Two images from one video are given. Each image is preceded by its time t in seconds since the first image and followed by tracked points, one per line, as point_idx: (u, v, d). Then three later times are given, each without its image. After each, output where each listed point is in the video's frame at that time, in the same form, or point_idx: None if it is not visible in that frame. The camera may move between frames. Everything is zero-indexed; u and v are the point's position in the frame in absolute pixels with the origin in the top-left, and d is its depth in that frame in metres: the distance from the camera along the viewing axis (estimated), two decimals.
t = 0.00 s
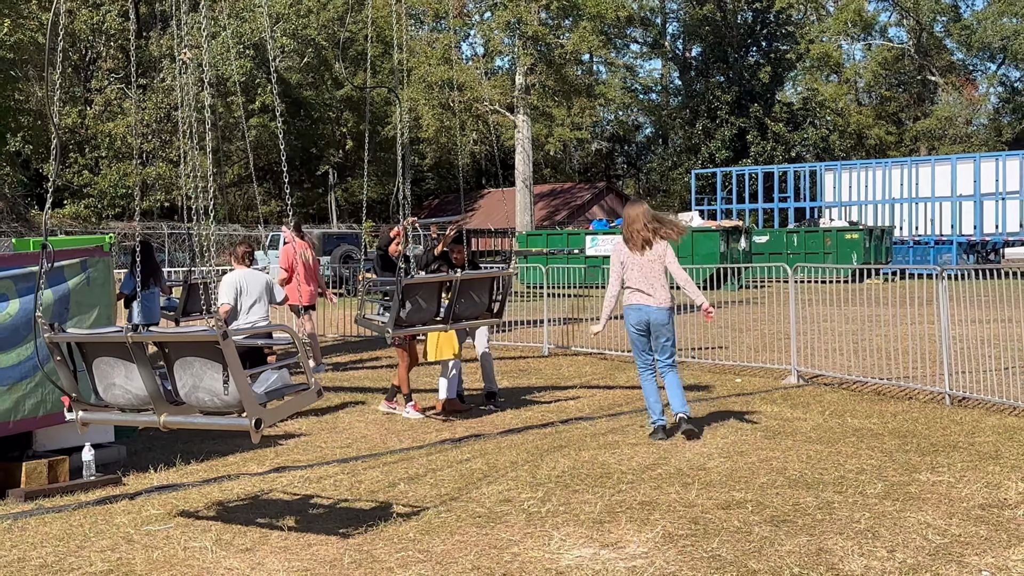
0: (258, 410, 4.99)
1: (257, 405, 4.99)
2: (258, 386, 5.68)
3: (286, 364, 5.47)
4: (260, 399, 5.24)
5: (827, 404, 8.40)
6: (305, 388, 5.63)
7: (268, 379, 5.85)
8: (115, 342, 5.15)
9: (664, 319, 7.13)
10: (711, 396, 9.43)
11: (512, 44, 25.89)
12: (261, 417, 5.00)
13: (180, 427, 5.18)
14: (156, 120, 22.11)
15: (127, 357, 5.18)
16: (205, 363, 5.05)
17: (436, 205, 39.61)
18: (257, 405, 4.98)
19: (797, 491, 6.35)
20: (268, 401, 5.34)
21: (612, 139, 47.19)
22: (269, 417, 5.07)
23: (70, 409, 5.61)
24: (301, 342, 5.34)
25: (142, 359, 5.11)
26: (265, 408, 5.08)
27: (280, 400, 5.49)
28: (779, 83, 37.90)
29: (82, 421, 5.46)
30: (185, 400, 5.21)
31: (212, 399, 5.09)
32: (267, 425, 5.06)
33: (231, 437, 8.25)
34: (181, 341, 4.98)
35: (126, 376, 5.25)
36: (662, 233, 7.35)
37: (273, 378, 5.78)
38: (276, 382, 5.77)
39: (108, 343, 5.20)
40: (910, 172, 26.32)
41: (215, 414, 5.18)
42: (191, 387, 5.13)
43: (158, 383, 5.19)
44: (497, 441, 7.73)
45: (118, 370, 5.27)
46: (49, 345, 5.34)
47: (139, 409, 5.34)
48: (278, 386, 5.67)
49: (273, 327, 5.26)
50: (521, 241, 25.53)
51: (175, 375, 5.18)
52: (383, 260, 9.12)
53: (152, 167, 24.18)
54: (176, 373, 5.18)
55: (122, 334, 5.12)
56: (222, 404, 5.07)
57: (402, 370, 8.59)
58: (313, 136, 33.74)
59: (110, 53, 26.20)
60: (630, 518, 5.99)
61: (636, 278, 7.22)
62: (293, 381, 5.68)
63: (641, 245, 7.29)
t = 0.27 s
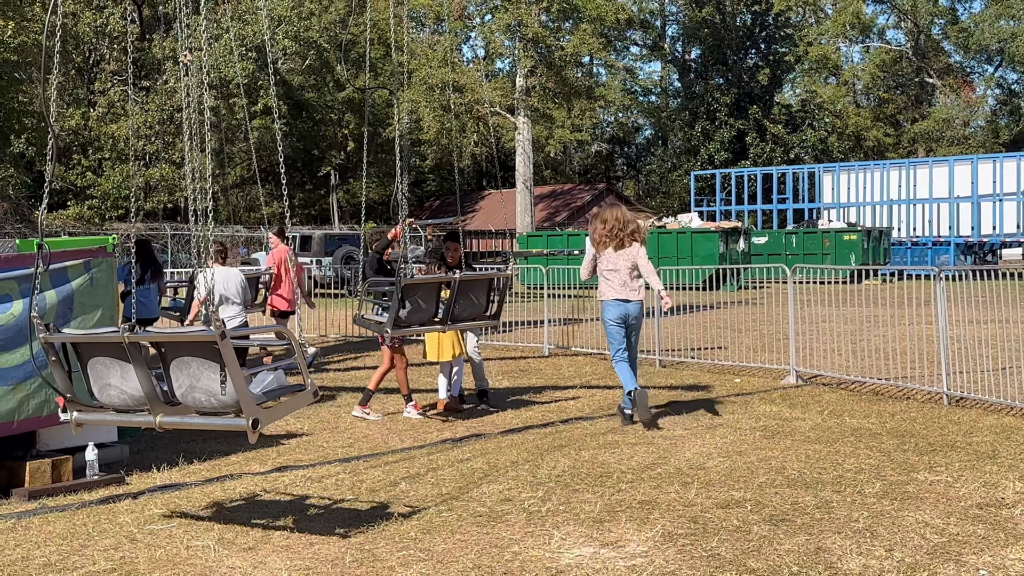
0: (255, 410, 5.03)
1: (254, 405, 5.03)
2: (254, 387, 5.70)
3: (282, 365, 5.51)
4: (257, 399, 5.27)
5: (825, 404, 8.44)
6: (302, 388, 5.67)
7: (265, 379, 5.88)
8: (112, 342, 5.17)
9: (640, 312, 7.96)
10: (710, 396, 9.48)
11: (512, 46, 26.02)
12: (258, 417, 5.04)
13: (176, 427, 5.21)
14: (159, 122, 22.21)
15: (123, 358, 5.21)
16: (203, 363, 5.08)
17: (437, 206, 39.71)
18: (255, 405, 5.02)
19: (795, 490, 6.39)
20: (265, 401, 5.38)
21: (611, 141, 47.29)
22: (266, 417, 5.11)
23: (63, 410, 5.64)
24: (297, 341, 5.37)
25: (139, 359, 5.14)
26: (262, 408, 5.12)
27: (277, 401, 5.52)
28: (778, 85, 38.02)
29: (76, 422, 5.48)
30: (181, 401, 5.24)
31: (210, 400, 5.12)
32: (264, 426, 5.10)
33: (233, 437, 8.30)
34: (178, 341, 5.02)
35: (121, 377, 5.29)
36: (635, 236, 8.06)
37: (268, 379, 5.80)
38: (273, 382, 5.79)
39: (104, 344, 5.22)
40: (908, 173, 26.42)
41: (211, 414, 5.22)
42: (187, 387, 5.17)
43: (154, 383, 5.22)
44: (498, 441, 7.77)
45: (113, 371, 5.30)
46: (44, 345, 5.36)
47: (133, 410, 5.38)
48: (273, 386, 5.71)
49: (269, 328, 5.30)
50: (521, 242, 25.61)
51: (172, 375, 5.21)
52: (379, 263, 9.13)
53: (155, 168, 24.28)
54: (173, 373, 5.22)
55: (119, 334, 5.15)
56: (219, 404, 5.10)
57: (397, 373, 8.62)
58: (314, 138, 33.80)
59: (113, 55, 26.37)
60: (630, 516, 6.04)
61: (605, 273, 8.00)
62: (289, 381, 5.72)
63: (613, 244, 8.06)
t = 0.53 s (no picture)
0: (255, 410, 5.05)
1: (255, 404, 5.05)
2: (253, 387, 5.71)
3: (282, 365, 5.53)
4: (257, 399, 5.29)
5: (825, 404, 8.46)
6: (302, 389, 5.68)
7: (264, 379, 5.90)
8: (112, 342, 5.19)
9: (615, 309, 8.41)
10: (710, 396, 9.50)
11: (513, 47, 26.03)
12: (259, 417, 5.06)
13: (176, 427, 5.23)
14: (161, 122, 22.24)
15: (123, 358, 5.23)
16: (203, 363, 5.10)
17: (437, 207, 39.74)
18: (255, 405, 5.05)
19: (795, 490, 6.41)
20: (265, 402, 5.40)
21: (612, 142, 47.33)
22: (266, 417, 5.13)
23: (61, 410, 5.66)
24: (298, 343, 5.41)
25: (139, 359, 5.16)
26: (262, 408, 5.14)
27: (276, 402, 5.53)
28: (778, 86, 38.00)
29: (75, 422, 5.50)
30: (181, 401, 5.26)
31: (210, 400, 5.14)
32: (264, 426, 5.12)
33: (235, 437, 8.33)
34: (178, 341, 5.03)
35: (121, 377, 5.31)
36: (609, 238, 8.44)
37: (268, 379, 5.80)
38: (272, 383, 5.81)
39: (104, 344, 5.24)
40: (907, 174, 26.50)
41: (211, 415, 5.24)
42: (187, 387, 5.19)
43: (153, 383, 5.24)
44: (498, 440, 7.79)
45: (113, 371, 5.32)
46: (43, 345, 5.38)
47: (133, 410, 5.40)
48: (273, 386, 5.73)
49: (270, 328, 5.31)
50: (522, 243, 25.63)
51: (172, 375, 5.23)
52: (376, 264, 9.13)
53: (157, 168, 24.30)
54: (173, 373, 5.23)
55: (119, 334, 5.17)
56: (219, 404, 5.12)
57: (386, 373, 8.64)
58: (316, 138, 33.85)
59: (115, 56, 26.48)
60: (630, 516, 6.06)
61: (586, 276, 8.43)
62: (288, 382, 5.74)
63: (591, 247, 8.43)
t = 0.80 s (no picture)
0: (260, 410, 5.06)
1: (260, 405, 5.07)
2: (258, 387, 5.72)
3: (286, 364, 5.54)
4: (262, 399, 5.31)
5: (824, 404, 8.47)
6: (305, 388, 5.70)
7: (268, 379, 5.92)
8: (117, 342, 5.20)
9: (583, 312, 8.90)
10: (710, 396, 9.51)
11: (513, 48, 26.04)
12: (264, 417, 5.08)
13: (181, 427, 5.25)
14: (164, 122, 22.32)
15: (128, 358, 5.23)
16: (208, 364, 5.12)
17: (438, 207, 39.78)
18: (260, 405, 5.06)
19: (796, 490, 6.42)
20: (269, 402, 5.41)
21: (612, 142, 47.34)
22: (271, 416, 5.15)
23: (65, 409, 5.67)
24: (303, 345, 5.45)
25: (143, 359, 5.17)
26: (266, 408, 5.14)
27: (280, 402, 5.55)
28: (778, 86, 38.04)
29: (80, 421, 5.51)
30: (186, 401, 5.28)
31: (214, 400, 5.15)
32: (269, 425, 5.14)
33: (236, 437, 8.35)
34: (184, 342, 5.05)
35: (126, 377, 5.31)
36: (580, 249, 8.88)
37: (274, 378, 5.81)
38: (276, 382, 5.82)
39: (109, 344, 5.25)
40: (907, 175, 26.49)
41: (216, 414, 5.25)
42: (193, 387, 5.21)
43: (159, 384, 5.25)
44: (499, 440, 7.81)
45: (117, 371, 5.33)
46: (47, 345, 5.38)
47: (138, 409, 5.40)
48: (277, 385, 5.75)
49: (274, 328, 5.33)
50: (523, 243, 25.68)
51: (177, 375, 5.25)
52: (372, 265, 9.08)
53: (158, 169, 24.37)
54: (178, 373, 5.25)
55: (123, 334, 5.17)
56: (224, 404, 5.14)
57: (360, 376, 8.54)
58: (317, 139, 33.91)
59: (116, 57, 26.53)
60: (631, 516, 6.08)
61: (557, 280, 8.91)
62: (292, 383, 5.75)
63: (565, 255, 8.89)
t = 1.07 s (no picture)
0: (269, 409, 5.06)
1: (268, 404, 5.06)
2: (266, 387, 5.73)
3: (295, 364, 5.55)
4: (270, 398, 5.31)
5: (825, 405, 8.49)
6: (314, 388, 5.70)
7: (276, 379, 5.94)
8: (127, 343, 5.23)
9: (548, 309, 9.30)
10: (710, 397, 9.52)
11: (514, 50, 26.07)
12: (272, 417, 5.07)
13: (190, 427, 5.27)
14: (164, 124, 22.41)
15: (138, 358, 5.27)
16: (217, 364, 5.12)
17: (439, 208, 39.84)
18: (269, 405, 5.05)
19: (796, 490, 6.44)
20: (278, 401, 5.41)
21: (613, 144, 47.39)
22: (280, 416, 5.14)
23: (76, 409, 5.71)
24: (312, 343, 5.44)
25: (153, 359, 5.19)
26: (275, 407, 5.14)
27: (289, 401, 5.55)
28: (778, 88, 38.03)
29: (90, 421, 5.55)
30: (195, 401, 5.31)
31: (223, 400, 5.17)
32: (278, 425, 5.13)
33: (238, 437, 8.38)
34: (192, 342, 5.07)
35: (137, 377, 5.34)
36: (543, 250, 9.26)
37: (281, 378, 5.80)
38: (285, 382, 5.83)
39: (119, 345, 5.28)
40: (907, 176, 26.48)
41: (225, 414, 5.27)
42: (202, 387, 5.22)
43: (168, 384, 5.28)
44: (500, 441, 7.84)
45: (127, 371, 5.36)
46: (58, 346, 5.43)
47: (148, 409, 5.45)
48: (285, 385, 5.77)
49: (283, 328, 5.33)
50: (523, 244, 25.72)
51: (187, 375, 5.27)
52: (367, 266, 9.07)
53: (160, 170, 24.47)
54: (187, 373, 5.27)
55: (133, 335, 5.20)
56: (233, 404, 5.16)
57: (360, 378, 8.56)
58: (318, 140, 34.01)
59: (118, 58, 26.64)
60: (632, 516, 6.10)
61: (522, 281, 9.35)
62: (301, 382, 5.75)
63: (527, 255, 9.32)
